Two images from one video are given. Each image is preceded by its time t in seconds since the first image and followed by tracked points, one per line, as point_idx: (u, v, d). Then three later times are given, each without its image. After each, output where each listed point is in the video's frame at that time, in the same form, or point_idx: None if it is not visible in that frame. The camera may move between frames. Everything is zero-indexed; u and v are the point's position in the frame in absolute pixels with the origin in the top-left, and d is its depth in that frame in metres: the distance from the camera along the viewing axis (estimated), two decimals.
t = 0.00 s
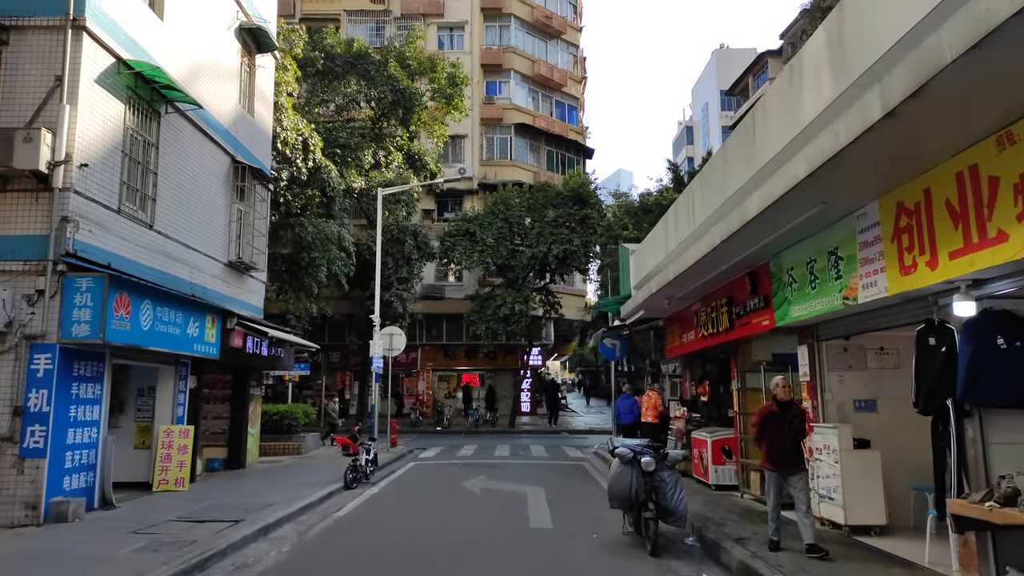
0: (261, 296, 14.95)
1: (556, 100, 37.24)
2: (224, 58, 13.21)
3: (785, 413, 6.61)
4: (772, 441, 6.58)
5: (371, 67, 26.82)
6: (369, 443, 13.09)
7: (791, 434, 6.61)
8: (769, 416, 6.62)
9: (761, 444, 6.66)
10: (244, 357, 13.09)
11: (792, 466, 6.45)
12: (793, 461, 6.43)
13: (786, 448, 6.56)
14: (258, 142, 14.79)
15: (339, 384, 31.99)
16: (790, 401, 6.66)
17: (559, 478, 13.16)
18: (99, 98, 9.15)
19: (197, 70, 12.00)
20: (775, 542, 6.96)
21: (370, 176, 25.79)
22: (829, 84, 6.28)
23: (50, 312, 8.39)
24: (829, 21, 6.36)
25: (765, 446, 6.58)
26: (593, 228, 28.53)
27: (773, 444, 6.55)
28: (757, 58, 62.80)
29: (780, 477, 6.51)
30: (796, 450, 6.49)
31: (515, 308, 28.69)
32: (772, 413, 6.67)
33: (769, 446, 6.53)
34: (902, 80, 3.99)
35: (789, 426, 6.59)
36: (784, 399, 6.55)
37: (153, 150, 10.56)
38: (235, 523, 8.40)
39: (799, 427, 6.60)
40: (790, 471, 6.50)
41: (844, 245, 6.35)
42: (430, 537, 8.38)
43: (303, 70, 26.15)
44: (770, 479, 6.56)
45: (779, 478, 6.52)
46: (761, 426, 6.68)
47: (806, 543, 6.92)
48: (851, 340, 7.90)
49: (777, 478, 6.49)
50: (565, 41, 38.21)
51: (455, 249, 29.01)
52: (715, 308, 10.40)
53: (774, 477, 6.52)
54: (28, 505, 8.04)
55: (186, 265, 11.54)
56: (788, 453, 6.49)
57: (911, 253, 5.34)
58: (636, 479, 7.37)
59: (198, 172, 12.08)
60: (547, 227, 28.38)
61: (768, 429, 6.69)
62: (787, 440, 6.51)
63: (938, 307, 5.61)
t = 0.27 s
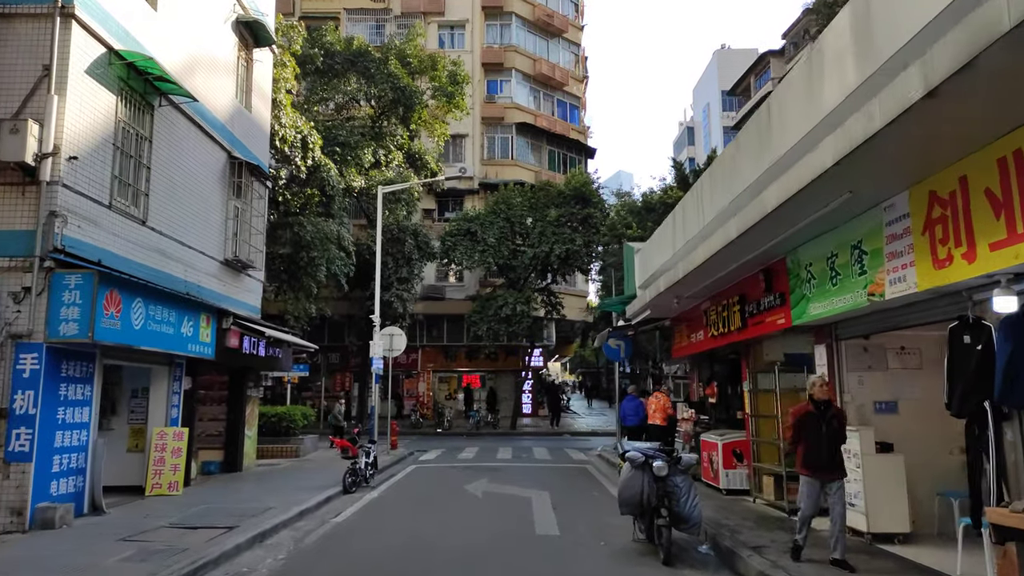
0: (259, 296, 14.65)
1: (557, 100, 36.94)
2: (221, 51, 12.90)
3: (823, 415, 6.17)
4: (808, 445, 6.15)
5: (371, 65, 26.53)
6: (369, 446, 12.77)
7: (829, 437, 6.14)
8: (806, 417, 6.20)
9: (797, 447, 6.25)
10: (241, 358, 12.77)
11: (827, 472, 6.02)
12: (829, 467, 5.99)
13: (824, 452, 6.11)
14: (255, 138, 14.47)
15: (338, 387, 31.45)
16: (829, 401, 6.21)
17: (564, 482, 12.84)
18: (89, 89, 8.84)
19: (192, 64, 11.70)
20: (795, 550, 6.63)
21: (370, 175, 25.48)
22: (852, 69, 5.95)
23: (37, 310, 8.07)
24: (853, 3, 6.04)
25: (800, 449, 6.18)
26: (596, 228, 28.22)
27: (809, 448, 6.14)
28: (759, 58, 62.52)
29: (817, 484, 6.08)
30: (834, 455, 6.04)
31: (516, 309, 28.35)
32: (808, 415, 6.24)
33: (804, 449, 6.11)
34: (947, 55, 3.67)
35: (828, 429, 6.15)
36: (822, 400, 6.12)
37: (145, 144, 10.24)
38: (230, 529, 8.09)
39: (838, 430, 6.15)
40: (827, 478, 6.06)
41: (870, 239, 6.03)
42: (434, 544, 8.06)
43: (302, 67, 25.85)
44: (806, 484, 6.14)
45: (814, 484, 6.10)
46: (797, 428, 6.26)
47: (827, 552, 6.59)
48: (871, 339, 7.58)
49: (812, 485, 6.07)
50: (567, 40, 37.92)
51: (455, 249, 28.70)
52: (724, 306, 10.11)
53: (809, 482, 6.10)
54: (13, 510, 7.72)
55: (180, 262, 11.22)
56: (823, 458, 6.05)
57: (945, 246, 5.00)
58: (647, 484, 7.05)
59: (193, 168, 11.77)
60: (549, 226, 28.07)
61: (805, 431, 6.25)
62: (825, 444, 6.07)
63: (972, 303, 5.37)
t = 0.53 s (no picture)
0: (255, 293, 14.34)
1: (557, 98, 36.64)
2: (216, 43, 12.59)
3: (859, 417, 5.69)
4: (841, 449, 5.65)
5: (369, 61, 26.22)
6: (368, 448, 12.47)
7: (863, 441, 5.64)
8: (841, 419, 5.69)
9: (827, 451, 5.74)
10: (237, 357, 12.44)
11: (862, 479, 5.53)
12: (865, 474, 5.52)
13: (859, 458, 5.60)
14: (251, 133, 14.15)
15: (336, 387, 31.12)
16: (865, 403, 5.74)
17: (567, 485, 12.55)
18: (77, 77, 8.52)
19: (186, 54, 11.40)
20: (814, 558, 6.33)
21: (369, 173, 25.16)
22: (878, 52, 5.66)
23: (21, 306, 7.75)
24: None
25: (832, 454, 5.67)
26: (597, 227, 27.93)
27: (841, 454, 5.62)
28: (759, 57, 62.22)
29: (851, 492, 5.59)
30: (870, 462, 5.55)
31: (517, 308, 28.01)
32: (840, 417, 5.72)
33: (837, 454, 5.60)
34: (1001, 23, 3.36)
35: (863, 433, 5.68)
36: (859, 400, 5.63)
37: (137, 136, 9.93)
38: (225, 536, 7.77)
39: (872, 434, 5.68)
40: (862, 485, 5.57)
41: (897, 231, 5.72)
42: (435, 550, 7.77)
43: (300, 63, 25.51)
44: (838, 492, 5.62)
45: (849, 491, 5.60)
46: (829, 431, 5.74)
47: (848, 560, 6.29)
48: (891, 337, 7.29)
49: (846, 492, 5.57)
50: (567, 38, 37.62)
51: (455, 248, 28.39)
52: (736, 304, 9.80)
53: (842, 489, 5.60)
54: None
55: (173, 258, 10.91)
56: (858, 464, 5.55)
57: (983, 236, 4.68)
58: (659, 489, 6.72)
59: (187, 162, 11.46)
60: (550, 225, 27.76)
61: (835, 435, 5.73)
62: (861, 448, 5.59)
63: (1009, 298, 5.07)
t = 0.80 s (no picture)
0: (248, 291, 14.01)
1: (555, 95, 36.36)
2: (208, 33, 12.26)
3: (892, 419, 5.13)
4: (875, 454, 5.08)
5: (365, 57, 25.90)
6: (363, 449, 12.14)
7: (897, 445, 5.08)
8: (872, 422, 5.13)
9: (856, 458, 5.19)
10: (229, 356, 12.12)
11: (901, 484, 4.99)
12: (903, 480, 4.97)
13: (894, 463, 5.04)
14: (244, 127, 13.83)
15: (332, 387, 30.79)
16: (897, 403, 5.19)
17: (567, 486, 12.25)
18: (60, 64, 8.20)
19: (177, 44, 11.08)
20: (831, 565, 6.04)
21: (365, 170, 24.83)
22: (902, 33, 5.38)
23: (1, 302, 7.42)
24: None
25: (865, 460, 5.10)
26: (595, 225, 27.65)
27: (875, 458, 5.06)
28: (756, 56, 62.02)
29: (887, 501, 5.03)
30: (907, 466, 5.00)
31: (514, 307, 27.71)
32: (873, 420, 5.15)
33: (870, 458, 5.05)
34: None
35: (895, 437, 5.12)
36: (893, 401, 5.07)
37: (125, 127, 9.60)
38: (214, 542, 7.44)
39: (905, 438, 5.14)
40: (899, 494, 5.03)
41: (921, 222, 5.43)
42: (433, 555, 7.46)
43: (295, 59, 25.18)
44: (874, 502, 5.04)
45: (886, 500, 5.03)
46: (860, 434, 5.17)
47: (867, 567, 6.00)
48: (908, 334, 6.99)
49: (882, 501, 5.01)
50: (565, 35, 37.34)
51: (452, 246, 28.09)
52: (743, 301, 9.51)
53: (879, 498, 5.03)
54: None
55: (162, 254, 10.57)
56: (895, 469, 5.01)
57: (1020, 225, 4.38)
58: (669, 490, 6.45)
59: (177, 155, 11.13)
60: (548, 223, 27.48)
61: (868, 438, 5.14)
62: (896, 453, 5.04)
63: None
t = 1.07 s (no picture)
0: (235, 287, 13.64)
1: (549, 91, 36.04)
2: (193, 19, 11.88)
3: (921, 416, 4.85)
4: (903, 455, 4.79)
5: (357, 50, 25.50)
6: (354, 449, 11.80)
7: (925, 444, 4.81)
8: (902, 420, 4.83)
9: (881, 459, 4.89)
10: (215, 353, 11.75)
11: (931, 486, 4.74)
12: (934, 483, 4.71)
13: (923, 463, 4.76)
14: (231, 117, 13.44)
15: (323, 386, 30.40)
16: (925, 400, 4.90)
17: (564, 487, 11.94)
18: (35, 46, 7.81)
19: (160, 30, 10.70)
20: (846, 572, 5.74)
21: (356, 165, 24.45)
22: (925, 9, 5.08)
23: None
24: None
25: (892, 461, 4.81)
26: (590, 222, 27.36)
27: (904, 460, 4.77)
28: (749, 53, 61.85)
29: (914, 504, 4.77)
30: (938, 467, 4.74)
31: (508, 304, 27.35)
32: (901, 418, 4.85)
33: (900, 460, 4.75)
34: None
35: (924, 435, 4.85)
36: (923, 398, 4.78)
37: (105, 114, 9.22)
38: (197, 548, 7.09)
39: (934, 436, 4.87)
40: (928, 496, 4.77)
41: (945, 209, 5.13)
42: (427, 561, 7.12)
43: (285, 51, 24.73)
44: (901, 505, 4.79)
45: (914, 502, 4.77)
46: (887, 433, 4.86)
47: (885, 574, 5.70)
48: (922, 329, 6.70)
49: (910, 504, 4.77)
50: (558, 30, 37.02)
51: (445, 242, 27.74)
52: (746, 296, 9.21)
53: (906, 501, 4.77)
54: None
55: (145, 247, 10.19)
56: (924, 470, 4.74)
57: None
58: (674, 493, 6.16)
59: (160, 145, 10.74)
60: (542, 219, 27.17)
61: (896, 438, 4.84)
62: (926, 452, 4.76)
63: None
